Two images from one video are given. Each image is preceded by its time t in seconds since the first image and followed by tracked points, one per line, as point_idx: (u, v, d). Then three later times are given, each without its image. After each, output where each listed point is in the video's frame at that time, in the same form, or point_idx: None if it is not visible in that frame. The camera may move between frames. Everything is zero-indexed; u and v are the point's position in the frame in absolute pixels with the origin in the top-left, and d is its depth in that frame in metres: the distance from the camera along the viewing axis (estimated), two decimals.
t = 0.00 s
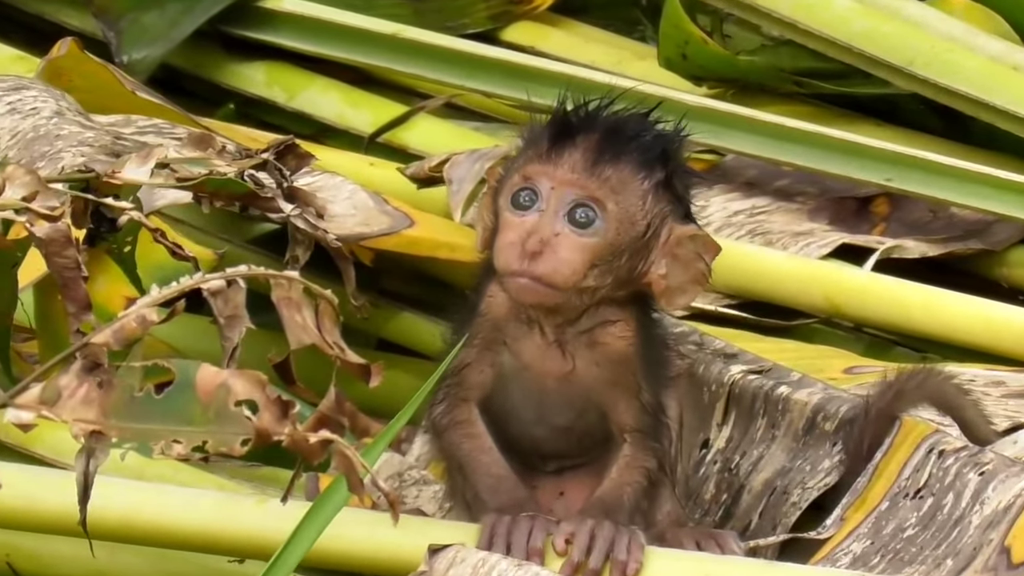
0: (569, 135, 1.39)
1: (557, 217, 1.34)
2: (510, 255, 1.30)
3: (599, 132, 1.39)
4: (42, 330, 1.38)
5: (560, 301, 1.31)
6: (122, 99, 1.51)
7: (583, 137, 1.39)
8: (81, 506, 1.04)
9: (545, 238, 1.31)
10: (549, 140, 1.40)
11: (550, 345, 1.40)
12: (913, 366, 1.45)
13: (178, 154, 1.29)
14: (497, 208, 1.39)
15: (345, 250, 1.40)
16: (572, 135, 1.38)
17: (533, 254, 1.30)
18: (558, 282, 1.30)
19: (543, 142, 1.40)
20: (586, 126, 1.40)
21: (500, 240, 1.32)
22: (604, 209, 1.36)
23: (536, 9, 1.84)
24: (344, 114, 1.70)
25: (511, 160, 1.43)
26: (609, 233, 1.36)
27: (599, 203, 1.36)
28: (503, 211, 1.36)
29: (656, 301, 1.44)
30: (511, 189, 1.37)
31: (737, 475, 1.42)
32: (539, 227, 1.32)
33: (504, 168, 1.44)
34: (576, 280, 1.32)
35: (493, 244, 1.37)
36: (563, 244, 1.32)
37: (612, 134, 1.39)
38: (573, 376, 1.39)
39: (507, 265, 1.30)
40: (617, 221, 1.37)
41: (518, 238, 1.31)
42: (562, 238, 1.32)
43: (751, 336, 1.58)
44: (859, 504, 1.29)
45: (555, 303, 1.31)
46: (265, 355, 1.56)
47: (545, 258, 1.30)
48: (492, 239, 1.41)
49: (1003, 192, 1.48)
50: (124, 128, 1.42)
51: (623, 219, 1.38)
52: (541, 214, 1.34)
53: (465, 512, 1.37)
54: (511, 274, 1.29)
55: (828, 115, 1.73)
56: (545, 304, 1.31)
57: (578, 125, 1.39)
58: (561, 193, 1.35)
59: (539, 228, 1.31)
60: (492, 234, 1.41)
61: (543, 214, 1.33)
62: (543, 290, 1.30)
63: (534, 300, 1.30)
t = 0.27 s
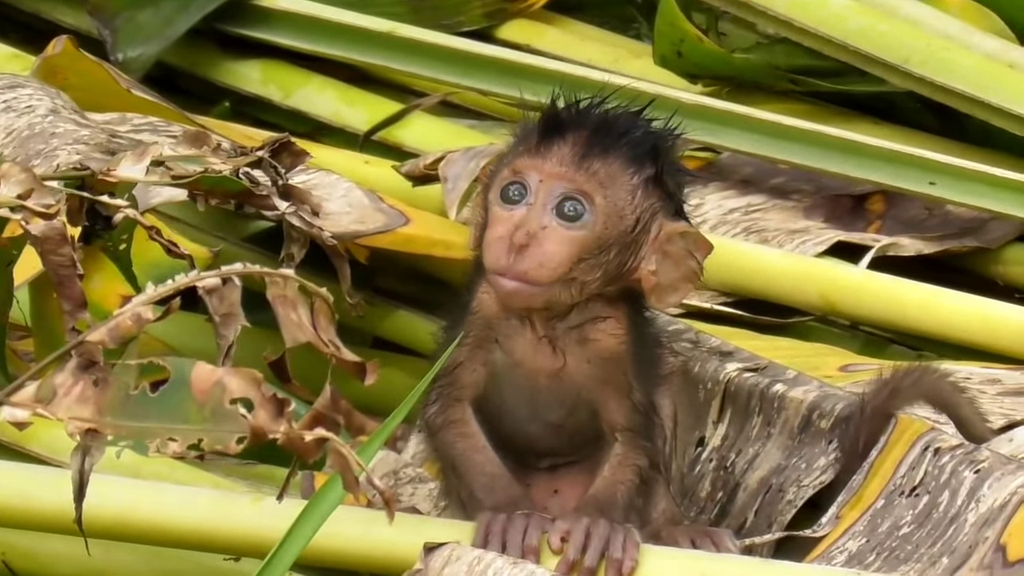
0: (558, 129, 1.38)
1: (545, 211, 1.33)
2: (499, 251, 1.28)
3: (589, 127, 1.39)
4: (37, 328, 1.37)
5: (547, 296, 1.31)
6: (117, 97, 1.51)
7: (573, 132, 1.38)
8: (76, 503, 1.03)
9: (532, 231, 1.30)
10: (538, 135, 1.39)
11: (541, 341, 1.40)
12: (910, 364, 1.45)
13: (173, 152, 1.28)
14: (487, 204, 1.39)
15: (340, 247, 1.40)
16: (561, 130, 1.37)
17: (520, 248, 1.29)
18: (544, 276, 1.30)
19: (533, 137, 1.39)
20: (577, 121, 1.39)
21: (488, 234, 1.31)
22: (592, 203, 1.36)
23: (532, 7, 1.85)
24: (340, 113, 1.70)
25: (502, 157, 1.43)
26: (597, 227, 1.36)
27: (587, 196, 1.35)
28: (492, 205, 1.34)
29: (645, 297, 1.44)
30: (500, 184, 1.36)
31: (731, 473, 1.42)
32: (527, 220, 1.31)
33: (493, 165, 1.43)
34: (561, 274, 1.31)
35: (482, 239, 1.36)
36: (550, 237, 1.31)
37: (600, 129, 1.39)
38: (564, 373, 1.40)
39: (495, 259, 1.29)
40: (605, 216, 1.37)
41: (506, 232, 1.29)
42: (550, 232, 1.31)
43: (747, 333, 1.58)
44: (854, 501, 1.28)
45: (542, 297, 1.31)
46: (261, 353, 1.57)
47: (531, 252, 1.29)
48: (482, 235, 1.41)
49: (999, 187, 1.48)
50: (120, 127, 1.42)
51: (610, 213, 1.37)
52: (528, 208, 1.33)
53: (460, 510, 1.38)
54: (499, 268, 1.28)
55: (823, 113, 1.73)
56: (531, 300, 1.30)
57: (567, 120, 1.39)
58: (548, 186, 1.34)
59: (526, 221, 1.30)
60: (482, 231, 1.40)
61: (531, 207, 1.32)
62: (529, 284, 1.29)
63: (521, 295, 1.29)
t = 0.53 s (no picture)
0: (563, 127, 1.39)
1: (547, 207, 1.33)
2: (501, 246, 1.29)
3: (594, 125, 1.39)
4: (35, 326, 1.37)
5: (549, 292, 1.32)
6: (115, 94, 1.51)
7: (577, 130, 1.39)
8: (75, 500, 1.04)
9: (534, 226, 1.31)
10: (542, 132, 1.39)
11: (543, 341, 1.40)
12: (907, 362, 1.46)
13: (170, 150, 1.28)
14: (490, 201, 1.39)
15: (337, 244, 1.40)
16: (565, 127, 1.38)
17: (522, 242, 1.29)
18: (546, 271, 1.30)
19: (537, 135, 1.39)
20: (581, 120, 1.40)
21: (491, 229, 1.31)
22: (595, 200, 1.36)
23: (529, 5, 1.85)
24: (338, 110, 1.70)
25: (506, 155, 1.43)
26: (599, 224, 1.36)
27: (591, 193, 1.36)
28: (495, 201, 1.35)
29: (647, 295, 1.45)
30: (503, 181, 1.37)
31: (729, 471, 1.42)
32: (529, 216, 1.31)
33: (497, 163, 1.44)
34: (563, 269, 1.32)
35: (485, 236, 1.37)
36: (553, 233, 1.32)
37: (604, 127, 1.39)
38: (564, 373, 1.40)
39: (497, 253, 1.29)
40: (608, 213, 1.37)
41: (509, 227, 1.30)
42: (552, 227, 1.32)
43: (745, 331, 1.58)
44: (851, 499, 1.28)
45: (544, 293, 1.31)
46: (258, 350, 1.57)
47: (533, 247, 1.30)
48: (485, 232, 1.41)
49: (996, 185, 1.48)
50: (118, 125, 1.42)
51: (614, 211, 1.38)
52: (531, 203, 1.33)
53: (457, 508, 1.37)
54: (502, 262, 1.29)
55: (820, 112, 1.73)
56: (533, 295, 1.31)
57: (570, 117, 1.39)
58: (552, 183, 1.35)
59: (529, 216, 1.31)
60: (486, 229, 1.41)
61: (534, 203, 1.33)
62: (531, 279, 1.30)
63: (522, 290, 1.30)
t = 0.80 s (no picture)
0: (564, 127, 1.38)
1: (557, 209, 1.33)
2: (513, 249, 1.29)
3: (596, 124, 1.39)
4: (32, 323, 1.38)
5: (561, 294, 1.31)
6: (113, 92, 1.52)
7: (578, 130, 1.38)
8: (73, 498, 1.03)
9: (546, 229, 1.30)
10: (544, 130, 1.39)
11: (539, 340, 1.40)
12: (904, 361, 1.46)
13: (168, 148, 1.28)
14: (492, 201, 1.39)
15: (335, 242, 1.41)
16: (568, 128, 1.37)
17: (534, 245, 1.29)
18: (558, 273, 1.30)
19: (536, 136, 1.39)
20: (580, 119, 1.39)
21: (500, 232, 1.31)
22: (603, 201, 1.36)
23: (527, 5, 1.85)
24: (335, 109, 1.71)
25: (498, 155, 1.42)
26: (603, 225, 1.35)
27: (598, 194, 1.35)
28: (501, 203, 1.34)
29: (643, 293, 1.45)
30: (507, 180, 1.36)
31: (726, 471, 1.42)
32: (540, 218, 1.31)
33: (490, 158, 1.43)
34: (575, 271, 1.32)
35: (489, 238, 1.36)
36: (564, 235, 1.31)
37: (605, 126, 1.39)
38: (560, 372, 1.40)
39: (508, 256, 1.29)
40: (615, 214, 1.37)
41: (520, 230, 1.29)
42: (564, 230, 1.31)
43: (742, 330, 1.58)
44: (848, 498, 1.28)
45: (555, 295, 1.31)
46: (257, 349, 1.58)
47: (546, 250, 1.29)
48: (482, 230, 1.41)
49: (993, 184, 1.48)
50: (116, 123, 1.42)
51: (620, 212, 1.37)
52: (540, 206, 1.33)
53: (454, 507, 1.38)
54: (514, 265, 1.29)
55: (817, 111, 1.74)
56: (545, 297, 1.31)
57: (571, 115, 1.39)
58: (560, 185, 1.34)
59: (540, 219, 1.30)
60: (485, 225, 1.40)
61: (543, 205, 1.32)
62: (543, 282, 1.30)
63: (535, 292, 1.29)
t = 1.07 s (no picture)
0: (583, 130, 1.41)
1: (589, 214, 1.34)
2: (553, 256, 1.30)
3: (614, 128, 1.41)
4: (30, 324, 1.38)
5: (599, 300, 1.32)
6: (110, 92, 1.52)
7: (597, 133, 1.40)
8: (70, 498, 1.04)
9: (585, 235, 1.31)
10: (562, 138, 1.40)
11: (544, 342, 1.42)
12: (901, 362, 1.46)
13: (164, 147, 1.28)
14: (513, 206, 1.40)
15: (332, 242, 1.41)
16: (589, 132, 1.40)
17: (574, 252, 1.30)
18: (601, 279, 1.31)
19: (554, 140, 1.41)
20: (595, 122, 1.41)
21: (535, 238, 1.32)
22: (631, 206, 1.38)
23: (524, 5, 1.86)
24: (332, 109, 1.71)
25: (507, 158, 1.44)
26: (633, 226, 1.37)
27: (626, 199, 1.37)
28: (530, 208, 1.36)
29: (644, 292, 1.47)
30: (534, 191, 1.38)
31: (723, 471, 1.42)
32: (575, 224, 1.32)
33: (494, 165, 1.46)
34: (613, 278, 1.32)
35: (515, 242, 1.38)
36: (601, 240, 1.32)
37: (620, 128, 1.40)
38: (562, 373, 1.42)
39: (548, 265, 1.30)
40: (642, 218, 1.39)
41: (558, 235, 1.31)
42: (600, 235, 1.32)
43: (739, 330, 1.58)
44: (845, 499, 1.28)
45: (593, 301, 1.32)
46: (254, 348, 1.58)
47: (587, 257, 1.30)
48: (498, 236, 1.42)
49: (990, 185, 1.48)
50: (113, 123, 1.42)
51: (646, 217, 1.39)
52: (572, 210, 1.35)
53: (451, 507, 1.38)
54: (555, 273, 1.30)
55: (814, 112, 1.74)
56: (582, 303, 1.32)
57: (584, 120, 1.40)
58: (591, 189, 1.36)
59: (577, 224, 1.32)
60: (505, 234, 1.42)
61: (575, 211, 1.34)
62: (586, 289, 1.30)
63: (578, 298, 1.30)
